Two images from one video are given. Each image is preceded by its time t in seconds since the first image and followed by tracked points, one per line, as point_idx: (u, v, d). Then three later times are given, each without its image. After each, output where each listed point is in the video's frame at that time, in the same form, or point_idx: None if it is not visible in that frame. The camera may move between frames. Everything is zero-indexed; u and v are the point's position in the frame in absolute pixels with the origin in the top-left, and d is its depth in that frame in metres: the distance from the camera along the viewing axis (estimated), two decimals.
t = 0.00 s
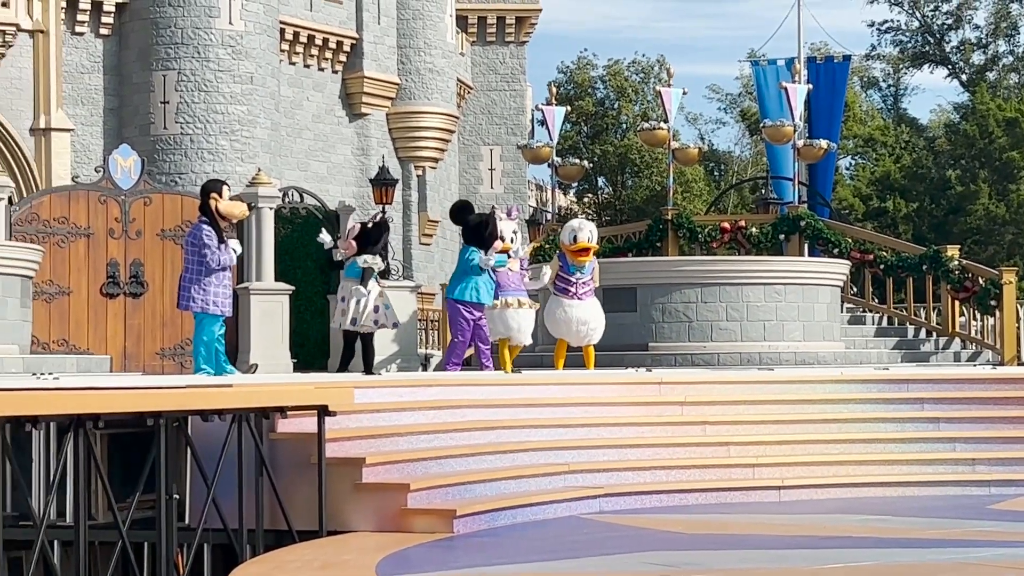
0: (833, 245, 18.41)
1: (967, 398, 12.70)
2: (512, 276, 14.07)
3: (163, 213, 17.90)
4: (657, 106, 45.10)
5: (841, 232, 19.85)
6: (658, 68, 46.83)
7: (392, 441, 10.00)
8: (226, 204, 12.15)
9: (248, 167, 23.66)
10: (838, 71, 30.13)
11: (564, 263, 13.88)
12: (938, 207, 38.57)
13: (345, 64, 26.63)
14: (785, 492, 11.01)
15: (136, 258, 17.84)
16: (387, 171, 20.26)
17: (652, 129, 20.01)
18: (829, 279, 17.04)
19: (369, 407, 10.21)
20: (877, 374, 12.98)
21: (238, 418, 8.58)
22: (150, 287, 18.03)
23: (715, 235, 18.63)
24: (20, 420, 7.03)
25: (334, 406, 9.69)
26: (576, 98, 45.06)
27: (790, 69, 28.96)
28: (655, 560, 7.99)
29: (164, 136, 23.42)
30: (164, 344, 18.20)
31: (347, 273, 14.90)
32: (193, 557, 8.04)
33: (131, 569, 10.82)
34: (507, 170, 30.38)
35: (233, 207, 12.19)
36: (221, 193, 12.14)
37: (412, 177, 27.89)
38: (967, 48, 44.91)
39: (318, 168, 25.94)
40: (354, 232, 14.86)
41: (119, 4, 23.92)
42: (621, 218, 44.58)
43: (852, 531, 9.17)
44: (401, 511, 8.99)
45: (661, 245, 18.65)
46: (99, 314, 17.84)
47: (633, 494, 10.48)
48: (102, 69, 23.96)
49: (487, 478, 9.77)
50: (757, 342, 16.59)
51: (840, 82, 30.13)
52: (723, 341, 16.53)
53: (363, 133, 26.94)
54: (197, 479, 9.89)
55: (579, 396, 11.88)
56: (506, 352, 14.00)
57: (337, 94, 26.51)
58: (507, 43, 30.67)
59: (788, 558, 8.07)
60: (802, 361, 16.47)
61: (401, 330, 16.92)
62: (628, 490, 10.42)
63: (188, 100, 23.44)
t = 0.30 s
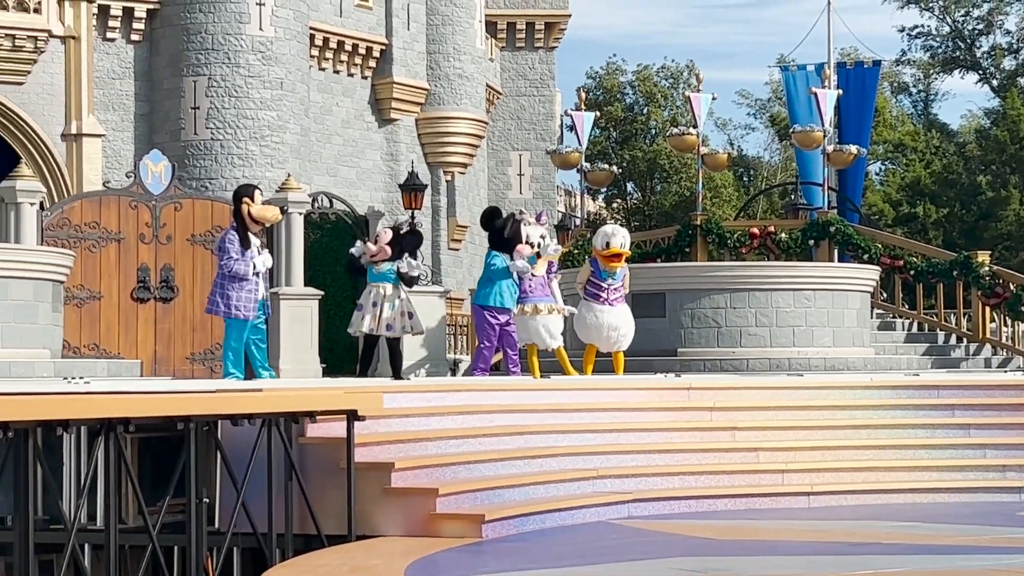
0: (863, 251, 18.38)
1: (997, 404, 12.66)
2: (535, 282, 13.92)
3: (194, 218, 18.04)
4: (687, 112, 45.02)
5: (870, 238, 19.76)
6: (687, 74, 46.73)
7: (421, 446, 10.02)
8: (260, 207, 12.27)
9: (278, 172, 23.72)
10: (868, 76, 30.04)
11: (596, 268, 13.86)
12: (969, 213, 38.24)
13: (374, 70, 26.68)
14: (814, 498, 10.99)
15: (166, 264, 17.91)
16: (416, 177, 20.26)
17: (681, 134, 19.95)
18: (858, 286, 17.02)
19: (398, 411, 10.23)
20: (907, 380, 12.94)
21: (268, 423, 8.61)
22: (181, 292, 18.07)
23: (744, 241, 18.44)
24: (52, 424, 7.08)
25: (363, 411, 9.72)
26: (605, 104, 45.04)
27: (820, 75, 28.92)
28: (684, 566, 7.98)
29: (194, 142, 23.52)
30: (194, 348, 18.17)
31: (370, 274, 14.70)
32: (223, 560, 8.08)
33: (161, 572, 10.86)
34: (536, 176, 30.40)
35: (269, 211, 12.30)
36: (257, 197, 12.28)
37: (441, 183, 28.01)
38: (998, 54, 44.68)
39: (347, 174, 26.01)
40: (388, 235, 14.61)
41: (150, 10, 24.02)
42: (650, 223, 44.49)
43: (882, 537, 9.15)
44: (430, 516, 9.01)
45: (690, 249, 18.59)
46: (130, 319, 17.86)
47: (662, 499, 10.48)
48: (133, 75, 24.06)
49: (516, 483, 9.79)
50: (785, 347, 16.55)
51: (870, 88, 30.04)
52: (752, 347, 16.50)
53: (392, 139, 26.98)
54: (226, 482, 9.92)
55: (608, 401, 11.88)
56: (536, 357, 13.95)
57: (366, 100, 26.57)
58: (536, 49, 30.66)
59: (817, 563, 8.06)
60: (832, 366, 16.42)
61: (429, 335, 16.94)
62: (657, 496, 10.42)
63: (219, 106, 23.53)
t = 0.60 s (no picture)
0: (895, 258, 18.26)
1: None
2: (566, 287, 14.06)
3: (224, 225, 18.06)
4: (717, 118, 44.92)
5: (902, 244, 19.67)
6: (718, 80, 46.66)
7: (451, 452, 10.00)
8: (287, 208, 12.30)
9: (308, 179, 23.77)
10: (900, 82, 29.93)
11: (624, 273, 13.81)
12: (1001, 220, 38.19)
13: (405, 76, 26.72)
14: (845, 506, 10.94)
15: (197, 270, 17.99)
16: (446, 184, 20.25)
17: (711, 140, 19.92)
18: (890, 292, 16.88)
19: (428, 418, 10.22)
20: (939, 387, 12.87)
21: (298, 429, 8.61)
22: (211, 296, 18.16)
23: (775, 247, 18.40)
24: (83, 429, 7.10)
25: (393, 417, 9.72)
26: (636, 110, 45.07)
27: (851, 81, 28.83)
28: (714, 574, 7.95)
29: (225, 148, 23.59)
30: (226, 354, 18.36)
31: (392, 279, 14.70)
32: (253, 566, 8.09)
33: None
34: (566, 182, 30.34)
35: (291, 213, 12.33)
36: (287, 198, 12.30)
37: (471, 189, 28.00)
38: None
39: (377, 180, 26.07)
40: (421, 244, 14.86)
41: (181, 17, 24.08)
42: (680, 229, 44.44)
43: (913, 545, 9.09)
44: (460, 522, 8.99)
45: (721, 257, 18.49)
46: (161, 324, 17.92)
47: (692, 506, 10.44)
48: (164, 81, 24.13)
49: (545, 489, 9.77)
50: (816, 354, 16.49)
51: (902, 94, 29.92)
52: (783, 354, 16.44)
53: (423, 145, 27.01)
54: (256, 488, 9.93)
55: (638, 408, 11.84)
56: (564, 364, 13.94)
57: (397, 106, 26.62)
58: (566, 55, 30.66)
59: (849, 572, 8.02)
60: (863, 373, 16.36)
61: (459, 341, 16.94)
62: (688, 503, 10.37)
63: (250, 112, 23.60)
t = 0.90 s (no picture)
0: (924, 267, 18.32)
1: None
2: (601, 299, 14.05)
3: (253, 233, 18.18)
4: (745, 126, 44.82)
5: (930, 252, 19.59)
6: (746, 88, 46.57)
7: (478, 460, 10.01)
8: (318, 213, 12.44)
9: (337, 187, 23.82)
10: (929, 90, 29.86)
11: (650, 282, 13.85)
12: None
13: (432, 85, 26.77)
14: (874, 515, 10.91)
15: (226, 277, 18.07)
16: (473, 192, 20.25)
17: (739, 148, 19.88)
18: (920, 301, 16.81)
19: (455, 426, 10.23)
20: (968, 396, 12.83)
21: (326, 437, 8.64)
22: (239, 305, 18.24)
23: (803, 255, 18.34)
24: (111, 436, 7.13)
25: (420, 425, 9.73)
26: (663, 118, 45.04)
27: (879, 89, 28.79)
28: None
29: (254, 156, 23.69)
30: (254, 361, 18.46)
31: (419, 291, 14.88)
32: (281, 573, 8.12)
33: None
34: (593, 190, 30.40)
35: (322, 218, 12.46)
36: (319, 204, 12.46)
37: (498, 197, 27.94)
38: None
39: (405, 188, 26.14)
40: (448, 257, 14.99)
41: (210, 26, 24.16)
42: (708, 238, 44.37)
43: (942, 555, 9.06)
44: (487, 530, 8.99)
45: (748, 265, 18.43)
46: (189, 331, 17.99)
47: (720, 515, 10.42)
48: (193, 90, 24.23)
49: (572, 498, 9.76)
50: (845, 363, 16.40)
51: (931, 102, 29.84)
52: (812, 363, 16.37)
53: (451, 153, 27.05)
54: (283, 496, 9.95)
55: (665, 416, 11.83)
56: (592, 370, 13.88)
57: (424, 114, 26.67)
58: (594, 63, 30.65)
59: None
60: (892, 382, 16.19)
61: (486, 348, 16.94)
62: (716, 511, 10.36)
63: (278, 121, 23.69)
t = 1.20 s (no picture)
0: (950, 276, 18.22)
1: None
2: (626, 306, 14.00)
3: (280, 240, 18.30)
4: (772, 135, 44.76)
5: (957, 261, 19.53)
6: (772, 97, 46.52)
7: (503, 468, 10.01)
8: (350, 221, 12.46)
9: (363, 196, 23.86)
10: (956, 99, 29.78)
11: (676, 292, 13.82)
12: None
13: (458, 94, 26.82)
14: (900, 525, 10.89)
15: (252, 286, 18.14)
16: (499, 202, 20.25)
17: (766, 157, 19.85)
18: (944, 311, 16.65)
19: (481, 434, 10.24)
20: (995, 406, 12.79)
21: (351, 445, 8.65)
22: (265, 312, 18.40)
23: (829, 264, 18.29)
24: (137, 444, 7.16)
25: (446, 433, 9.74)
26: (689, 127, 45.07)
27: (906, 98, 28.74)
28: None
29: (280, 165, 23.77)
30: (279, 370, 18.64)
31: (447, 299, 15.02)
32: None
33: None
34: (619, 200, 30.39)
35: (354, 226, 12.48)
36: (351, 212, 12.48)
37: (523, 206, 27.91)
38: None
39: (431, 197, 26.21)
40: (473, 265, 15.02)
41: (237, 35, 24.25)
42: (734, 247, 44.32)
43: (968, 566, 9.03)
44: (512, 539, 8.99)
45: (775, 274, 18.38)
46: (216, 341, 18.02)
47: (746, 524, 10.40)
48: (220, 99, 24.31)
49: (598, 507, 9.76)
50: (872, 373, 16.24)
51: (958, 111, 29.74)
52: (837, 372, 16.25)
53: (476, 162, 27.08)
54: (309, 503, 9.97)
55: (691, 425, 11.82)
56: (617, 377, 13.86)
57: (450, 123, 26.73)
58: (620, 73, 30.62)
59: None
60: (919, 392, 16.11)
61: (512, 357, 16.94)
62: (742, 521, 10.34)
63: (304, 129, 23.76)
